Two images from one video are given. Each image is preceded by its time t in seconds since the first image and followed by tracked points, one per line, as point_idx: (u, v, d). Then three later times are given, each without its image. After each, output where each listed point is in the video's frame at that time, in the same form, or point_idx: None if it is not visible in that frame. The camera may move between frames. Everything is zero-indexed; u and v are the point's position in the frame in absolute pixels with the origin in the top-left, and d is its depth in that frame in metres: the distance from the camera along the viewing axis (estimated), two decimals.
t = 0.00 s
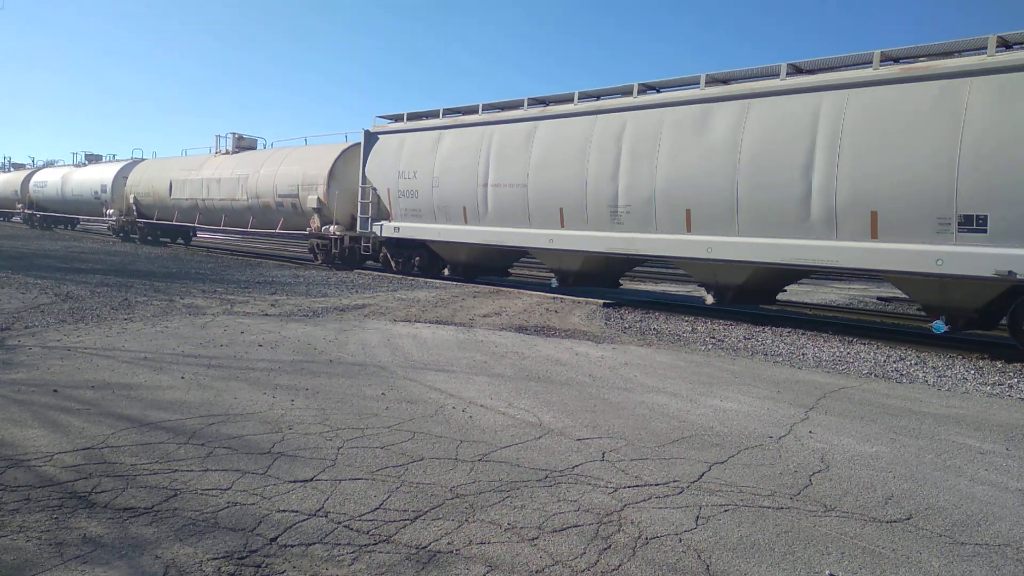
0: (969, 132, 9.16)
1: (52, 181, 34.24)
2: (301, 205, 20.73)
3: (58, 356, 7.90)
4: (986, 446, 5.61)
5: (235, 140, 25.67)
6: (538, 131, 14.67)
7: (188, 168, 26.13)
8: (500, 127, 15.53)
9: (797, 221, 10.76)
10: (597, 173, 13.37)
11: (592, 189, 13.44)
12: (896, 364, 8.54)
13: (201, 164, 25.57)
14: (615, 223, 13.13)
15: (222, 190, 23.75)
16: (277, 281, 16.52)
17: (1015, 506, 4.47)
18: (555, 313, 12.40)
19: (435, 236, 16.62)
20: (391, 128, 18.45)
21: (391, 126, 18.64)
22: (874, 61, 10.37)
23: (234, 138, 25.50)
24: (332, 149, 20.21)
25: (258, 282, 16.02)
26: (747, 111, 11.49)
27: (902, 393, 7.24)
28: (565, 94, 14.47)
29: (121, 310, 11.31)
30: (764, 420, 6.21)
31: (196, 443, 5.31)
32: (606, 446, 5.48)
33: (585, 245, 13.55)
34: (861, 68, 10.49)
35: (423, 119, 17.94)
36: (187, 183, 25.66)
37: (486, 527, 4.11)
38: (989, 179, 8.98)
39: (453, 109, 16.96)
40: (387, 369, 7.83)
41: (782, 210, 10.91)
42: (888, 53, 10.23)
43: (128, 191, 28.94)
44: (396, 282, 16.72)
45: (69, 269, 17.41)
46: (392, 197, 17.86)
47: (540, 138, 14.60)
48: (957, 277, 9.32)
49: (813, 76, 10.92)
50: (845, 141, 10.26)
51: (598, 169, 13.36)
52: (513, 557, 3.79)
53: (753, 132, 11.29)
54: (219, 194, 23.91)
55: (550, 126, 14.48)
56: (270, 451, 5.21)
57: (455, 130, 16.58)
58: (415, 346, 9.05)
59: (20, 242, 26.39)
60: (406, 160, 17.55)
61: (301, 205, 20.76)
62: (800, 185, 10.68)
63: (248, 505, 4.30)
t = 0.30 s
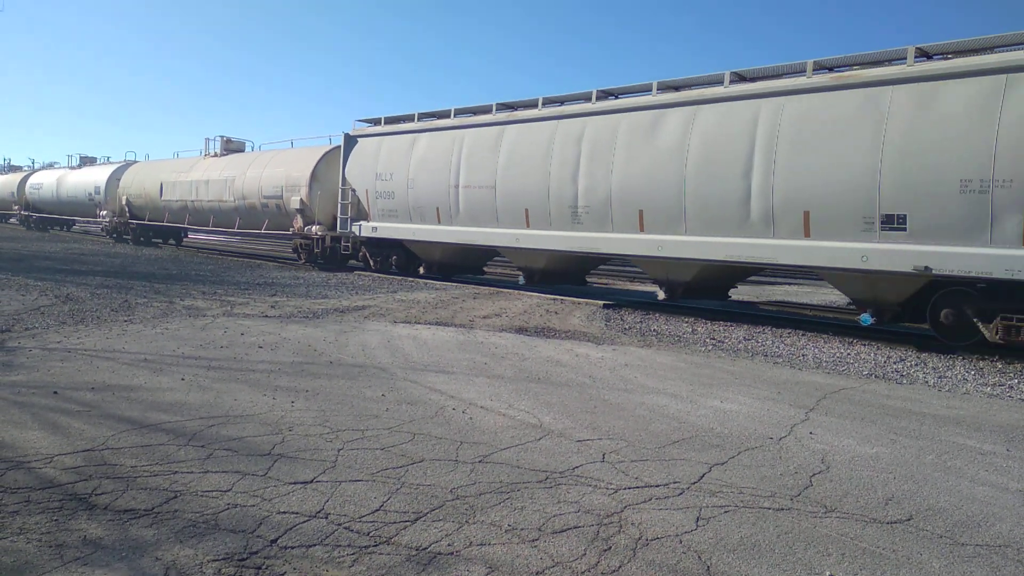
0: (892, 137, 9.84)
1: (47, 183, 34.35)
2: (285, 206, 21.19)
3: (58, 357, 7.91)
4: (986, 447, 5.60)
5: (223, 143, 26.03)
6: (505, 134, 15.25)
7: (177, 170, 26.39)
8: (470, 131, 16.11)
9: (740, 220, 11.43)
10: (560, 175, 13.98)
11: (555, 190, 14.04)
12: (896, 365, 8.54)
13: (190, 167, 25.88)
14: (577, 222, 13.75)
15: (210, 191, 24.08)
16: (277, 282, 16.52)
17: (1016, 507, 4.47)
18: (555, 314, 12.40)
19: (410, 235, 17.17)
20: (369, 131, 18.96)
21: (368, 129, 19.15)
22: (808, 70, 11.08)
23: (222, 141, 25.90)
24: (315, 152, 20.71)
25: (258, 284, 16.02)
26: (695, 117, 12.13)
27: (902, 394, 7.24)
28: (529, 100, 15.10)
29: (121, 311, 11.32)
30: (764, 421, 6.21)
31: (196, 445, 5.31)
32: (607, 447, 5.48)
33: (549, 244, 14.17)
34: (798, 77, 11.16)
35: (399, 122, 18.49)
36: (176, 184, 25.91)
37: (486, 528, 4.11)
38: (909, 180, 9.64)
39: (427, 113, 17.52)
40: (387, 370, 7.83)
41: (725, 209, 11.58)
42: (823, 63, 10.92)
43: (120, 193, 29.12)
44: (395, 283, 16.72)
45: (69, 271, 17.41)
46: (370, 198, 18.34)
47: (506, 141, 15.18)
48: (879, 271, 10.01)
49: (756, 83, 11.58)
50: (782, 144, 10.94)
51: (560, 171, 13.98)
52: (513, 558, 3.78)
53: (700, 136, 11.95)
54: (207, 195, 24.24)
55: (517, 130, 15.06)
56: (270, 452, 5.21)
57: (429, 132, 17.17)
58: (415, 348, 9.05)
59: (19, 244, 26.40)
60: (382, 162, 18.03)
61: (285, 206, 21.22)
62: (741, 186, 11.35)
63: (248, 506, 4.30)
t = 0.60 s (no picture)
0: (820, 142, 10.56)
1: (43, 184, 34.44)
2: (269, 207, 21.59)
3: (58, 357, 7.92)
4: (986, 448, 5.60)
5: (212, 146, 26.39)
6: (476, 137, 15.91)
7: (167, 171, 26.65)
8: (444, 134, 16.77)
9: (686, 219, 12.17)
10: (526, 176, 14.65)
11: (521, 190, 14.72)
12: (895, 366, 8.54)
13: (179, 168, 26.17)
14: (540, 221, 14.45)
15: (199, 192, 24.41)
16: (277, 283, 16.52)
17: (1014, 507, 4.48)
18: (554, 315, 12.40)
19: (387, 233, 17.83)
20: (350, 134, 19.57)
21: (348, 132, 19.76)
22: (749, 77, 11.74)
23: (211, 143, 26.28)
24: (299, 153, 21.18)
25: (257, 284, 16.02)
26: (646, 122, 12.87)
27: (901, 394, 7.24)
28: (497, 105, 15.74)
29: (121, 312, 11.33)
30: (764, 421, 6.21)
31: (196, 445, 5.31)
32: (606, 448, 5.47)
33: (516, 242, 14.86)
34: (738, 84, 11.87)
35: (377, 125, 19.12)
36: (167, 185, 26.17)
37: (484, 528, 4.11)
38: (835, 183, 10.38)
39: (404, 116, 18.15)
40: (387, 371, 7.83)
41: (673, 209, 12.32)
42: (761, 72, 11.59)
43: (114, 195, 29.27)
44: (395, 284, 16.71)
45: (69, 272, 17.41)
46: (352, 199, 19.01)
47: (477, 143, 15.84)
48: (810, 266, 10.74)
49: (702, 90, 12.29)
50: (723, 148, 11.67)
51: (525, 173, 14.68)
52: (512, 559, 3.78)
53: (651, 140, 12.67)
54: (195, 196, 24.55)
55: (486, 133, 15.72)
56: (270, 453, 5.21)
57: (405, 135, 17.83)
58: (414, 348, 9.06)
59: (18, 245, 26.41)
60: (361, 164, 18.66)
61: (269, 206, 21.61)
62: (687, 187, 12.09)
63: (248, 507, 4.30)
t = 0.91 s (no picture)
0: (762, 146, 11.11)
1: (38, 185, 34.51)
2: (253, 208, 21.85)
3: (58, 358, 7.93)
4: (986, 448, 5.60)
5: (200, 148, 26.64)
6: (446, 139, 16.45)
7: (157, 172, 26.89)
8: (416, 137, 17.30)
9: (640, 218, 12.71)
10: (493, 177, 15.18)
11: (488, 191, 15.26)
12: (896, 366, 8.55)
13: (168, 169, 26.45)
14: (507, 221, 14.94)
15: (187, 193, 24.68)
16: (277, 284, 16.52)
17: (1014, 507, 4.48)
18: (554, 315, 12.41)
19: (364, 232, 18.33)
20: (329, 136, 20.13)
21: (328, 135, 20.34)
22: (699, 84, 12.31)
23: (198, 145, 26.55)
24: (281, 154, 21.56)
25: (257, 285, 16.03)
26: (603, 126, 13.43)
27: (901, 395, 7.25)
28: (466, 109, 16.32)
29: (121, 312, 11.33)
30: (764, 421, 6.21)
31: (195, 446, 5.31)
32: (606, 448, 5.48)
33: (483, 241, 15.35)
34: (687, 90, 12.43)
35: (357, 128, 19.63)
36: (157, 186, 26.42)
37: (485, 529, 4.11)
38: (775, 185, 10.94)
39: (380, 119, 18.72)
40: (386, 371, 7.84)
41: (629, 209, 12.85)
42: (710, 79, 12.15)
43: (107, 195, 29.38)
44: (396, 285, 16.70)
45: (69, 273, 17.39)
46: (331, 198, 19.52)
47: (447, 146, 16.37)
48: (752, 263, 11.30)
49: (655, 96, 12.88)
50: (673, 150, 12.23)
51: (492, 174, 15.18)
52: (512, 560, 3.78)
53: (608, 143, 13.22)
54: (184, 197, 24.84)
55: (456, 136, 16.26)
56: (270, 454, 5.21)
57: (380, 138, 18.36)
58: (414, 349, 9.06)
59: (16, 245, 26.40)
60: (339, 165, 19.21)
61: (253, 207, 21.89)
62: (640, 188, 12.64)
63: (248, 507, 4.30)
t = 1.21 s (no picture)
0: (708, 149, 11.93)
1: (33, 185, 34.57)
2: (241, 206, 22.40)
3: (58, 358, 7.93)
4: (985, 448, 5.60)
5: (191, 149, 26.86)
6: (423, 141, 17.23)
7: (149, 173, 27.18)
8: (395, 139, 18.04)
9: (598, 216, 13.52)
10: (465, 177, 15.97)
11: (460, 190, 16.05)
12: (896, 366, 8.55)
13: (159, 170, 26.77)
14: (478, 219, 15.73)
15: (178, 193, 25.04)
16: (276, 283, 16.52)
17: (1014, 507, 4.49)
18: (554, 315, 12.42)
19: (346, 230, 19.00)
20: (311, 137, 20.79)
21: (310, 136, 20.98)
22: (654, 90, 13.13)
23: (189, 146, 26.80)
24: (267, 155, 22.10)
25: (257, 285, 16.03)
26: (566, 129, 14.24)
27: (900, 394, 7.25)
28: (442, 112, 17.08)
29: (120, 312, 11.33)
30: (764, 421, 6.21)
31: (195, 446, 5.30)
32: (606, 448, 5.48)
33: (456, 238, 16.10)
34: (640, 96, 13.29)
35: (337, 130, 20.39)
36: (149, 186, 26.70)
37: (485, 529, 4.11)
38: (719, 185, 11.76)
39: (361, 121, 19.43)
40: (386, 371, 7.85)
41: (589, 208, 13.65)
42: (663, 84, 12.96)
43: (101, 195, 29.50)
44: (396, 284, 16.69)
45: (69, 272, 17.37)
46: (313, 197, 20.14)
47: (424, 148, 17.14)
48: (697, 259, 12.11)
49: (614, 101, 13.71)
50: (628, 153, 13.06)
51: (464, 174, 15.99)
52: (512, 560, 3.78)
53: (570, 146, 14.03)
54: (175, 197, 25.19)
55: (432, 138, 17.04)
56: (269, 453, 5.20)
57: (361, 140, 19.08)
58: (413, 348, 9.06)
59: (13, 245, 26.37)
60: (322, 165, 19.85)
61: (241, 206, 22.42)
62: (599, 188, 13.46)
63: (248, 507, 4.30)
